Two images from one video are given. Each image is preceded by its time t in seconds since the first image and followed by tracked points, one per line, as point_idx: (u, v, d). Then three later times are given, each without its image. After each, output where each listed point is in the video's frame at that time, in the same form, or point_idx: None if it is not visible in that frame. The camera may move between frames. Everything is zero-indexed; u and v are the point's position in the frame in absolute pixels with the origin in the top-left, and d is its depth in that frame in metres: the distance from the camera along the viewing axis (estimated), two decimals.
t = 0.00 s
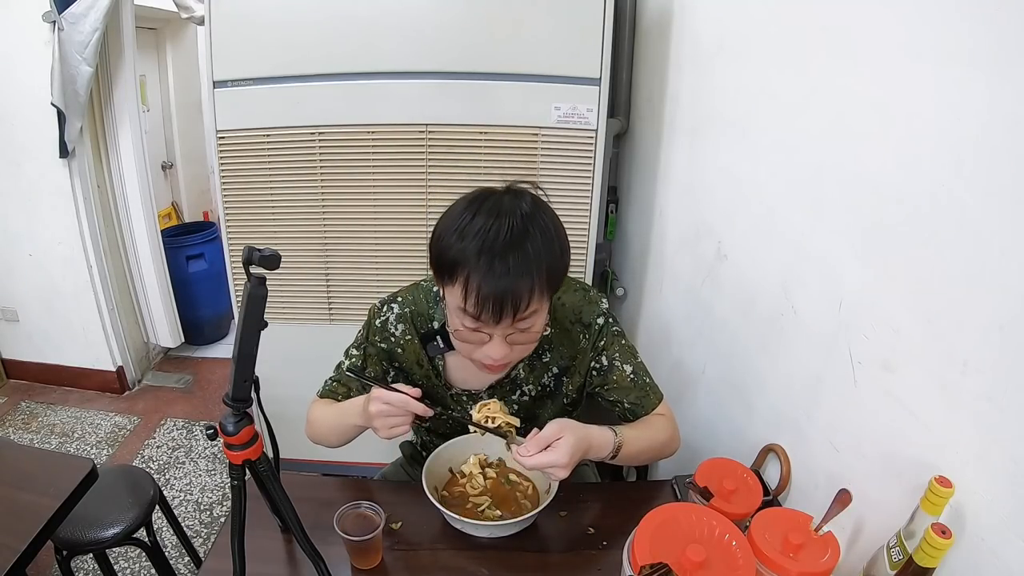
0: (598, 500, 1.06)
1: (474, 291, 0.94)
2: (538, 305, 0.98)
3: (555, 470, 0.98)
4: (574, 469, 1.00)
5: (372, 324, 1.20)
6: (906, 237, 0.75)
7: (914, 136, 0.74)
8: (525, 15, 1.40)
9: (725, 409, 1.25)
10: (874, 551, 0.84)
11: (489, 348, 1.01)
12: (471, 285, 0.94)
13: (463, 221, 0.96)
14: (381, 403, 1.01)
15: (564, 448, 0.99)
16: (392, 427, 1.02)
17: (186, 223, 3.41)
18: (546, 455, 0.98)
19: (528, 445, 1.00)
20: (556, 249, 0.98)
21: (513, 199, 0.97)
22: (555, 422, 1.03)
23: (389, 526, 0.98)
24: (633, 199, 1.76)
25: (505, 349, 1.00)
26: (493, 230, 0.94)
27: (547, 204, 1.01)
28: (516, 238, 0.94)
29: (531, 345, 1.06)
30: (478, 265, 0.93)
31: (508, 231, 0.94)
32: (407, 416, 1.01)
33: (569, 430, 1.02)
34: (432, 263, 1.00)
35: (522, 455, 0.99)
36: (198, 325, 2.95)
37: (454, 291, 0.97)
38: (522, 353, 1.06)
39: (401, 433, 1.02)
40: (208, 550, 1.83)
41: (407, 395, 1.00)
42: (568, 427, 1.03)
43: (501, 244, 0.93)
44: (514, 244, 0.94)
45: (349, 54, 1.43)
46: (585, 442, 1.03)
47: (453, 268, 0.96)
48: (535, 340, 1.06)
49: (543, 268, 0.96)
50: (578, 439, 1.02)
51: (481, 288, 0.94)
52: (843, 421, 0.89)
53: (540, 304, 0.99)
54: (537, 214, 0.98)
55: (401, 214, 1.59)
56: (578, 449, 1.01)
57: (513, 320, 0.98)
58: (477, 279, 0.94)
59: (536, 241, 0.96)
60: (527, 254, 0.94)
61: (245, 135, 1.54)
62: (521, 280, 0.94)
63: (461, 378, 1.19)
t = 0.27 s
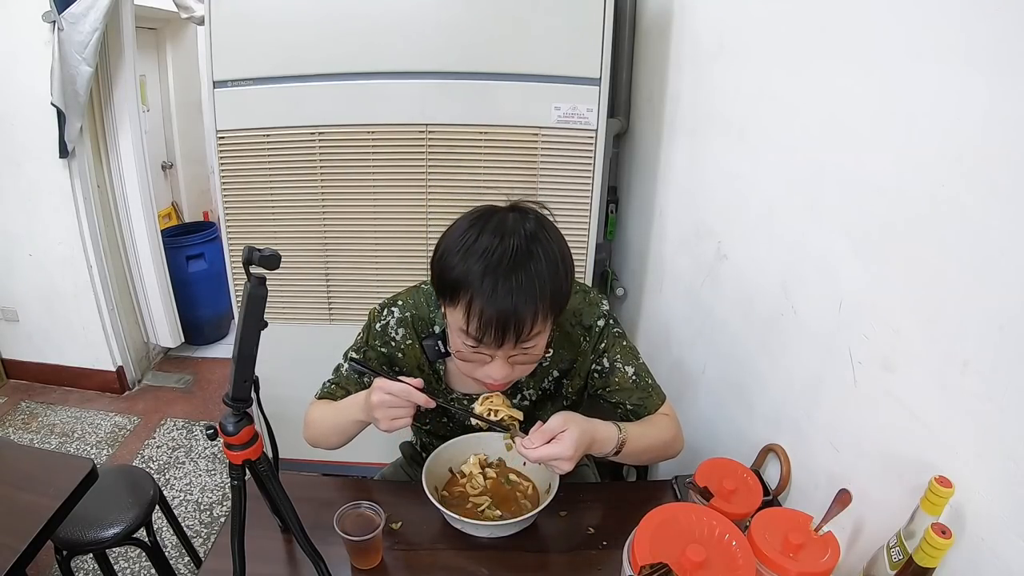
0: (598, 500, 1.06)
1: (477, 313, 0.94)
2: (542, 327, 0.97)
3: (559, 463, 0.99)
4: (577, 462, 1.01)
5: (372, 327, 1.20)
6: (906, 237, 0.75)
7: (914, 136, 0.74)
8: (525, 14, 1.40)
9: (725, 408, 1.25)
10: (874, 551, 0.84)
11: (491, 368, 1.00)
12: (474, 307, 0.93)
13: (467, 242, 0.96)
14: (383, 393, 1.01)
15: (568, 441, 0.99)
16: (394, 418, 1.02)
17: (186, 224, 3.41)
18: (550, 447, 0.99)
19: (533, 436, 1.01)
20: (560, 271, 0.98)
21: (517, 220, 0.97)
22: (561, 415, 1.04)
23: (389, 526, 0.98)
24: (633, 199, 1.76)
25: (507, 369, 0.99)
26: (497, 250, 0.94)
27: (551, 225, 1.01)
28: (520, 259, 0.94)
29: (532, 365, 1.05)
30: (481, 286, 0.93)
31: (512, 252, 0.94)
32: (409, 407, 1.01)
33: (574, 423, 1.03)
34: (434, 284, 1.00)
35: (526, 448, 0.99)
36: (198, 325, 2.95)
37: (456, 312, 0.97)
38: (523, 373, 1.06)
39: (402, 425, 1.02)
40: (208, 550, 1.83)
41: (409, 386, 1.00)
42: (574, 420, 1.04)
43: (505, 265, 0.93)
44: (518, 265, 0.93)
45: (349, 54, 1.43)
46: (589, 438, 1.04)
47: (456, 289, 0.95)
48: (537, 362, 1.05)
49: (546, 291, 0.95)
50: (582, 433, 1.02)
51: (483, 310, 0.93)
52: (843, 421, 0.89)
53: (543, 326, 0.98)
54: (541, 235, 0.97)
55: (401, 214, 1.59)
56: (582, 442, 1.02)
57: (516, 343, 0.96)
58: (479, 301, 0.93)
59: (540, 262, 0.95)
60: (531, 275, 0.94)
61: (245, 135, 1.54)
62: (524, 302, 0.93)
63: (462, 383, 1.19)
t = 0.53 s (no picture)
0: (598, 500, 1.06)
1: (478, 317, 0.93)
2: (543, 333, 0.97)
3: (558, 460, 0.99)
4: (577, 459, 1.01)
5: (372, 330, 1.20)
6: (905, 237, 0.75)
7: (914, 136, 0.74)
8: (525, 14, 1.40)
9: (725, 408, 1.25)
10: (874, 551, 0.84)
11: (494, 376, 1.01)
12: (476, 312, 0.93)
13: (468, 247, 0.96)
14: (384, 381, 1.01)
15: (567, 439, 1.00)
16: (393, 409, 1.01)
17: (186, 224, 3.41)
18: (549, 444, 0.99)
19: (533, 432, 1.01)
20: (562, 276, 0.98)
21: (518, 226, 0.98)
22: (563, 412, 1.04)
23: (389, 526, 0.98)
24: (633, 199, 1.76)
25: (507, 376, 1.00)
26: (498, 255, 0.94)
27: (553, 232, 1.02)
28: (521, 263, 0.94)
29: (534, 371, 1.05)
30: (482, 291, 0.92)
31: (513, 257, 0.94)
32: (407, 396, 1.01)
33: (574, 421, 1.03)
34: (435, 291, 0.99)
35: (526, 443, 0.99)
36: (198, 325, 2.95)
37: (457, 318, 0.96)
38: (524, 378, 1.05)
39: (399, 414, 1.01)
40: (207, 550, 1.83)
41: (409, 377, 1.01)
42: (574, 417, 1.04)
43: (506, 269, 0.93)
44: (519, 269, 0.94)
45: (349, 54, 1.43)
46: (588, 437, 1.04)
47: (457, 295, 0.95)
48: (539, 368, 1.05)
49: (548, 295, 0.95)
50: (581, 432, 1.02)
51: (484, 314, 0.92)
52: (843, 421, 0.89)
53: (546, 330, 0.97)
54: (542, 241, 0.98)
55: (401, 214, 1.59)
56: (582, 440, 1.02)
57: (518, 348, 0.96)
58: (480, 306, 0.93)
59: (541, 267, 0.95)
60: (532, 279, 0.94)
61: (245, 135, 1.54)
62: (525, 305, 0.92)
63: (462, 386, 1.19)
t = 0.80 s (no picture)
0: (598, 500, 1.06)
1: (480, 320, 0.93)
2: (545, 337, 0.97)
3: (555, 448, 1.00)
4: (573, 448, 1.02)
5: (372, 334, 1.19)
6: (905, 238, 0.75)
7: (914, 136, 0.74)
8: (524, 14, 1.40)
9: (725, 408, 1.25)
10: (874, 551, 0.84)
11: (496, 382, 0.98)
12: (477, 315, 0.93)
13: (469, 250, 0.96)
14: (384, 370, 1.01)
15: (564, 428, 1.00)
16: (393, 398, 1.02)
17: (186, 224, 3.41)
18: (546, 432, 1.00)
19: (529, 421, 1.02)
20: (563, 280, 0.98)
21: (520, 229, 0.98)
22: (558, 402, 1.04)
23: (389, 526, 0.98)
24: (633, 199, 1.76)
25: (511, 382, 0.98)
26: (499, 258, 0.94)
27: (555, 237, 1.02)
28: (523, 265, 0.94)
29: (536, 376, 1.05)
30: (484, 294, 0.93)
31: (515, 260, 0.94)
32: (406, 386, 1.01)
33: (570, 411, 1.03)
34: (436, 295, 0.99)
35: (524, 432, 1.00)
36: (198, 325, 2.95)
37: (458, 322, 0.96)
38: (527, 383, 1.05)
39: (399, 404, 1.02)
40: (208, 550, 1.83)
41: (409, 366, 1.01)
42: (570, 407, 1.04)
43: (508, 272, 0.93)
44: (521, 272, 0.94)
45: (349, 54, 1.43)
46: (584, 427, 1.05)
47: (458, 298, 0.95)
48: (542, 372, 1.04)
49: (550, 298, 0.95)
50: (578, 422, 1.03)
51: (486, 317, 0.92)
52: (843, 422, 0.89)
53: (547, 333, 0.97)
54: (544, 244, 0.98)
55: (401, 214, 1.59)
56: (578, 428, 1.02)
57: (519, 351, 0.96)
58: (482, 309, 0.93)
59: (543, 270, 0.96)
60: (534, 282, 0.94)
61: (245, 135, 1.54)
62: (527, 308, 0.92)
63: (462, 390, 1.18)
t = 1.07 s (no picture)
0: (598, 500, 1.06)
1: (480, 339, 0.93)
2: (544, 356, 0.96)
3: (557, 445, 1.00)
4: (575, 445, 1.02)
5: (372, 336, 1.19)
6: (906, 237, 0.75)
7: (914, 136, 0.74)
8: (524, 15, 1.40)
9: (725, 408, 1.25)
10: (874, 551, 0.84)
11: (492, 398, 0.99)
12: (478, 334, 0.93)
13: (474, 266, 0.95)
14: (382, 402, 1.02)
15: (567, 424, 1.01)
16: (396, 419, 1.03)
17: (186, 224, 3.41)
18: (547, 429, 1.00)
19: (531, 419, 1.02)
20: (566, 300, 0.97)
21: (526, 246, 0.97)
22: (561, 400, 1.05)
23: (389, 526, 0.98)
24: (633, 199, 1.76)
25: (505, 398, 0.99)
26: (503, 276, 0.93)
27: (560, 254, 1.01)
28: (527, 285, 0.93)
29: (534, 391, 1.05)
30: (486, 313, 0.92)
31: (519, 279, 0.93)
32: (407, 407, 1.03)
33: (573, 409, 1.04)
34: (438, 308, 0.99)
35: (526, 429, 1.01)
36: (198, 325, 2.95)
37: (459, 338, 0.96)
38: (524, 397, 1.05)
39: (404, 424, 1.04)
40: (208, 550, 1.83)
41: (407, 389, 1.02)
42: (573, 406, 1.05)
43: (511, 291, 0.92)
44: (524, 291, 0.93)
45: (349, 54, 1.43)
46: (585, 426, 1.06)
47: (460, 314, 0.94)
48: (539, 388, 1.04)
49: (552, 319, 0.94)
50: (579, 421, 1.03)
51: (486, 337, 0.92)
52: (843, 421, 0.89)
53: (548, 353, 0.97)
54: (549, 263, 0.97)
55: (401, 215, 1.59)
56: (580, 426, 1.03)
57: (518, 371, 0.96)
58: (483, 328, 0.92)
59: (546, 290, 0.95)
60: (537, 303, 0.93)
61: (245, 135, 1.54)
62: (529, 329, 0.92)
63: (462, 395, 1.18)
